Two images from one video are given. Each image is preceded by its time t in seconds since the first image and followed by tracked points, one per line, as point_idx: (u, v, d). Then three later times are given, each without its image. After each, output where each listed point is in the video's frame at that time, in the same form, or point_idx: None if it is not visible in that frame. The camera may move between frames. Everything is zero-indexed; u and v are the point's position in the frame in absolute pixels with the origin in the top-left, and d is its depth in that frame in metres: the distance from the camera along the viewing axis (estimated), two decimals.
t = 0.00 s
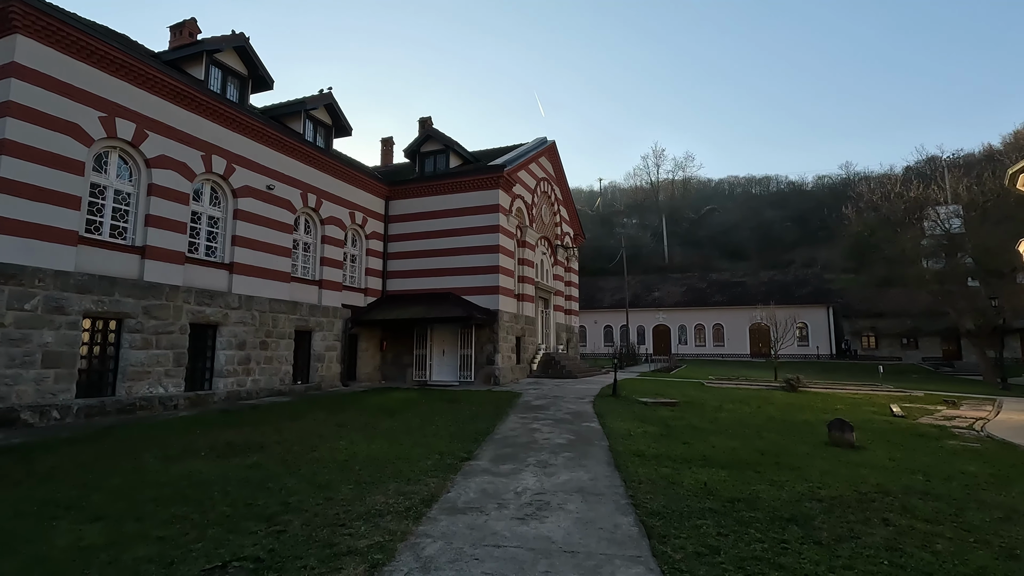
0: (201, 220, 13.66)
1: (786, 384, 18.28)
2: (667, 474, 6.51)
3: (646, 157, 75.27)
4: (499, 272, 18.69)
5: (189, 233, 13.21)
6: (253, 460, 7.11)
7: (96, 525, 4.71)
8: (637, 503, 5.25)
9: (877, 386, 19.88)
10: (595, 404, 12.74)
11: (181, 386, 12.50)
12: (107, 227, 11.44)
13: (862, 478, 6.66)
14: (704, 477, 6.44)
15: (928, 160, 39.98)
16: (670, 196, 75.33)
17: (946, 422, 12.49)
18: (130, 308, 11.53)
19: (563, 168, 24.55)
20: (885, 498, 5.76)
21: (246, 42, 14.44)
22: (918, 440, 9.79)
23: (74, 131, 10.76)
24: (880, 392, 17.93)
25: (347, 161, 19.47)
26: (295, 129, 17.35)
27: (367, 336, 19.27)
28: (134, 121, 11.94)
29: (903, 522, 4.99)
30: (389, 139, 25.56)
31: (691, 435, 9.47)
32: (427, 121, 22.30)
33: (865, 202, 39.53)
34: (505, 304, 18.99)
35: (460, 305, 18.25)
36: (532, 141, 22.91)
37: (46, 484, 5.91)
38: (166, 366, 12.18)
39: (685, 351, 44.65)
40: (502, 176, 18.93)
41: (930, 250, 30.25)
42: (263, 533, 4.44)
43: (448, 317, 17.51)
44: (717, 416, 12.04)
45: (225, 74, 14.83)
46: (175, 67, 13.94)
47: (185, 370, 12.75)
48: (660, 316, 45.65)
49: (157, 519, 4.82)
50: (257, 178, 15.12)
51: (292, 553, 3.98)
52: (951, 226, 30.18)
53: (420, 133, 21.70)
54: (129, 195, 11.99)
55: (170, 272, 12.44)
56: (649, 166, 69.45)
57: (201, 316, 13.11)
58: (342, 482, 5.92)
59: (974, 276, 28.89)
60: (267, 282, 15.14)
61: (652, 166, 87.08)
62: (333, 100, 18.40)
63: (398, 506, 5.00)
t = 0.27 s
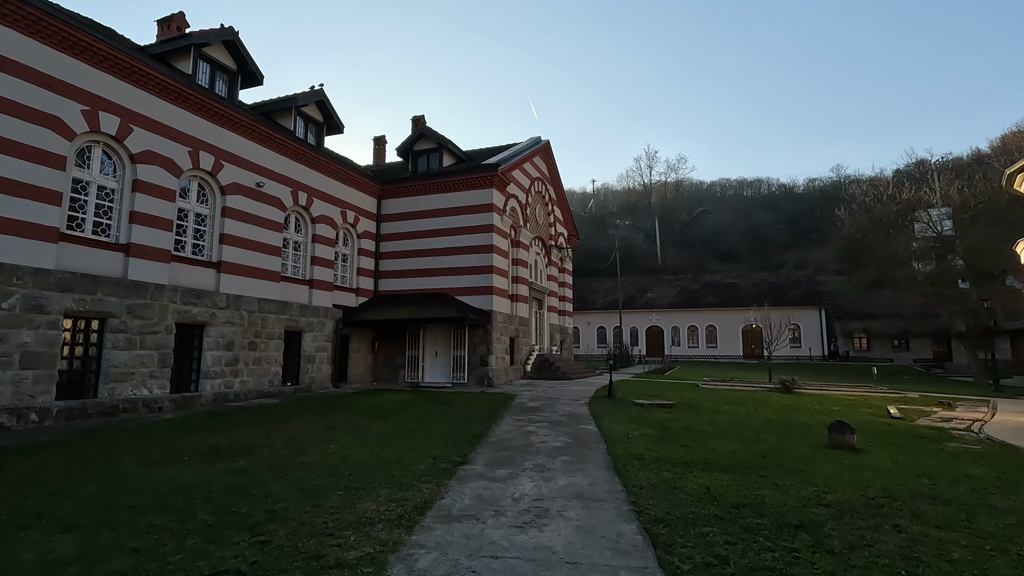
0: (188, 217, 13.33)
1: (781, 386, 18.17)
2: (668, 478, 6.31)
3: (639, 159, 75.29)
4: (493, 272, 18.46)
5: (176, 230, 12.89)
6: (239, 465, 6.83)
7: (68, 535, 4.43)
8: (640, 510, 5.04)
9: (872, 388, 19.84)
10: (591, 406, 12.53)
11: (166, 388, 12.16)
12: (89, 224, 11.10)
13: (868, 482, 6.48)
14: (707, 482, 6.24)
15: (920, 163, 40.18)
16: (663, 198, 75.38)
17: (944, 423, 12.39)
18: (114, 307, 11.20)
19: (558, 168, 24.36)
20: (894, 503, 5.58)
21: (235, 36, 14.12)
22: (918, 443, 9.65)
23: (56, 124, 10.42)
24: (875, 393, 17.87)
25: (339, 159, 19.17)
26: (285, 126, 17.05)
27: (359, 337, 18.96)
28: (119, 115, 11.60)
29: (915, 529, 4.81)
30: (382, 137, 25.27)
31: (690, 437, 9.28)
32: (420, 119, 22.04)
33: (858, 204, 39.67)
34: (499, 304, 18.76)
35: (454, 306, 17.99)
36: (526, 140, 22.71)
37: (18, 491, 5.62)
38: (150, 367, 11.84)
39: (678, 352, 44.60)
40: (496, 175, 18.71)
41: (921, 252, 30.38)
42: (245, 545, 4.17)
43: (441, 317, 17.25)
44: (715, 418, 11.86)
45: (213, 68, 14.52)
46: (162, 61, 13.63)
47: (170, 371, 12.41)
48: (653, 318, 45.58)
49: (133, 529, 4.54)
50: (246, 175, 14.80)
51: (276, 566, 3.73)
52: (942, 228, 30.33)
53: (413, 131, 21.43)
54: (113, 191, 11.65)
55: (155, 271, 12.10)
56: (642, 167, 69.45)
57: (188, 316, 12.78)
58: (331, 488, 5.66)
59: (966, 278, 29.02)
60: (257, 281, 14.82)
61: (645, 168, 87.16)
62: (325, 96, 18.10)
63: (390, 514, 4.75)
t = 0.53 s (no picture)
0: (170, 214, 12.92)
1: (773, 387, 18.07)
2: (666, 485, 6.08)
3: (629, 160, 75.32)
4: (484, 272, 18.19)
5: (156, 227, 12.48)
6: (217, 472, 6.50)
7: (25, 553, 4.10)
8: (640, 521, 4.79)
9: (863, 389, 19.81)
10: (583, 408, 12.29)
11: (145, 391, 11.75)
12: (64, 220, 10.67)
13: (871, 488, 6.29)
14: (706, 489, 6.01)
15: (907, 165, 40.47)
16: (653, 199, 75.44)
17: (939, 426, 12.29)
18: (90, 306, 10.79)
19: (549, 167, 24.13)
20: (900, 511, 5.39)
21: (219, 28, 13.74)
22: (915, 446, 9.51)
23: (29, 116, 10.00)
24: (866, 395, 17.82)
25: (327, 156, 18.80)
26: (272, 122, 16.66)
27: (347, 338, 18.59)
28: (96, 107, 11.19)
29: (926, 540, 4.60)
30: (371, 135, 24.91)
31: (685, 441, 9.07)
32: (410, 117, 21.72)
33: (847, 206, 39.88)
34: (490, 305, 18.49)
35: (444, 306, 17.69)
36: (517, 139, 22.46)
37: None
38: (129, 369, 11.42)
39: (669, 353, 44.57)
40: (487, 174, 18.44)
41: (908, 254, 30.54)
42: (218, 562, 3.86)
43: (431, 318, 16.94)
44: (709, 420, 11.66)
45: (197, 61, 14.12)
46: (143, 53, 13.22)
47: (150, 373, 12.00)
48: (644, 318, 45.52)
49: (97, 545, 4.22)
50: (230, 171, 14.41)
51: None
52: (930, 231, 30.36)
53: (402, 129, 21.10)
54: (90, 186, 11.24)
55: (134, 269, 11.69)
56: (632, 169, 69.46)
57: (169, 315, 12.37)
58: (313, 498, 5.35)
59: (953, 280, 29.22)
60: (241, 280, 14.43)
61: (635, 169, 87.26)
62: (312, 92, 17.73)
63: (375, 527, 4.47)
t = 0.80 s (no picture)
0: (150, 211, 12.50)
1: (765, 388, 17.99)
2: (667, 492, 5.86)
3: (618, 160, 75.39)
4: (474, 271, 17.91)
5: (136, 224, 12.06)
6: (196, 481, 6.17)
7: None
8: (644, 532, 4.56)
9: (853, 390, 19.83)
10: (577, 410, 12.06)
11: (124, 394, 11.32)
12: (38, 216, 10.23)
13: (876, 494, 6.11)
14: (709, 497, 5.79)
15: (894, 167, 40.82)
16: (643, 199, 75.57)
17: (932, 427, 12.23)
18: (65, 306, 10.35)
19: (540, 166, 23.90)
20: (909, 519, 5.21)
21: (202, 18, 13.31)
22: (914, 448, 9.39)
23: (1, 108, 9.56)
24: (857, 396, 17.80)
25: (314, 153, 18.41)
26: (257, 117, 16.26)
27: (334, 339, 18.22)
28: (73, 99, 10.76)
29: (942, 550, 4.41)
30: (360, 133, 24.52)
31: (683, 445, 8.87)
32: (399, 114, 21.38)
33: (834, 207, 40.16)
34: (480, 305, 18.21)
35: (433, 306, 17.39)
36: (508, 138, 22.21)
37: None
38: (106, 371, 10.99)
39: (658, 353, 44.58)
40: (478, 172, 18.16)
41: (894, 255, 30.82)
42: None
43: (421, 318, 16.63)
44: (705, 422, 11.48)
45: (178, 53, 13.70)
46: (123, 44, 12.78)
47: (129, 376, 11.57)
48: (634, 319, 45.51)
49: (61, 564, 3.89)
50: (213, 167, 14.00)
51: None
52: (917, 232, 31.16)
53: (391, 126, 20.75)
54: (66, 181, 10.80)
55: (112, 267, 11.27)
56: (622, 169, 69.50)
57: (148, 315, 11.95)
58: (297, 509, 5.05)
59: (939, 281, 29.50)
60: (224, 279, 14.02)
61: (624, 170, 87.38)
62: (299, 87, 17.34)
63: (363, 542, 4.19)
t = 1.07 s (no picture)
0: (134, 207, 12.13)
1: (760, 389, 17.90)
2: (673, 498, 5.65)
3: (610, 162, 75.44)
4: (467, 271, 17.66)
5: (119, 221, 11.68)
6: (180, 488, 5.87)
7: None
8: (654, 541, 4.35)
9: (846, 390, 19.81)
10: (573, 412, 11.84)
11: (105, 397, 10.94)
12: (15, 211, 9.84)
13: (885, 498, 5.95)
14: (717, 502, 5.59)
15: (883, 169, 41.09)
16: (633, 200, 75.66)
17: (929, 428, 12.16)
18: (43, 305, 9.97)
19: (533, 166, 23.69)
20: (923, 525, 5.05)
21: (189, 10, 12.95)
22: (915, 450, 9.27)
23: None
24: (851, 396, 17.76)
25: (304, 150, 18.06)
26: (246, 113, 15.90)
27: (324, 339, 17.87)
28: (53, 91, 10.37)
29: (964, 559, 4.23)
30: (350, 131, 24.17)
31: (683, 447, 8.68)
32: (390, 112, 21.06)
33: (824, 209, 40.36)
34: (473, 305, 17.96)
35: (426, 306, 17.12)
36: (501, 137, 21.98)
37: None
38: (87, 373, 10.61)
39: (649, 354, 44.56)
40: (471, 170, 17.91)
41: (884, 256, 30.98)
42: None
43: (413, 318, 16.35)
44: (703, 424, 11.32)
45: (165, 46, 13.34)
46: (107, 36, 12.41)
47: (111, 378, 11.19)
48: (625, 320, 45.46)
49: None
50: (200, 163, 13.64)
51: None
52: (905, 233, 31.43)
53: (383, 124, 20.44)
54: (45, 176, 10.41)
55: (94, 265, 10.89)
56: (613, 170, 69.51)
57: (131, 315, 11.57)
58: (287, 519, 4.78)
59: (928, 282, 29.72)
60: (211, 278, 13.66)
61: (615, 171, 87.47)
62: (289, 82, 17.00)
63: (358, 554, 3.94)
